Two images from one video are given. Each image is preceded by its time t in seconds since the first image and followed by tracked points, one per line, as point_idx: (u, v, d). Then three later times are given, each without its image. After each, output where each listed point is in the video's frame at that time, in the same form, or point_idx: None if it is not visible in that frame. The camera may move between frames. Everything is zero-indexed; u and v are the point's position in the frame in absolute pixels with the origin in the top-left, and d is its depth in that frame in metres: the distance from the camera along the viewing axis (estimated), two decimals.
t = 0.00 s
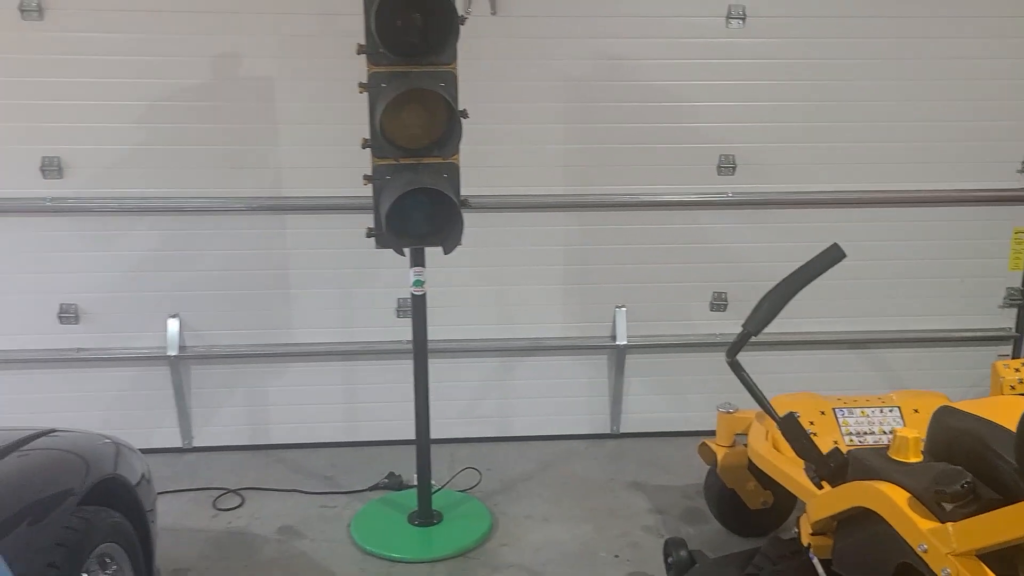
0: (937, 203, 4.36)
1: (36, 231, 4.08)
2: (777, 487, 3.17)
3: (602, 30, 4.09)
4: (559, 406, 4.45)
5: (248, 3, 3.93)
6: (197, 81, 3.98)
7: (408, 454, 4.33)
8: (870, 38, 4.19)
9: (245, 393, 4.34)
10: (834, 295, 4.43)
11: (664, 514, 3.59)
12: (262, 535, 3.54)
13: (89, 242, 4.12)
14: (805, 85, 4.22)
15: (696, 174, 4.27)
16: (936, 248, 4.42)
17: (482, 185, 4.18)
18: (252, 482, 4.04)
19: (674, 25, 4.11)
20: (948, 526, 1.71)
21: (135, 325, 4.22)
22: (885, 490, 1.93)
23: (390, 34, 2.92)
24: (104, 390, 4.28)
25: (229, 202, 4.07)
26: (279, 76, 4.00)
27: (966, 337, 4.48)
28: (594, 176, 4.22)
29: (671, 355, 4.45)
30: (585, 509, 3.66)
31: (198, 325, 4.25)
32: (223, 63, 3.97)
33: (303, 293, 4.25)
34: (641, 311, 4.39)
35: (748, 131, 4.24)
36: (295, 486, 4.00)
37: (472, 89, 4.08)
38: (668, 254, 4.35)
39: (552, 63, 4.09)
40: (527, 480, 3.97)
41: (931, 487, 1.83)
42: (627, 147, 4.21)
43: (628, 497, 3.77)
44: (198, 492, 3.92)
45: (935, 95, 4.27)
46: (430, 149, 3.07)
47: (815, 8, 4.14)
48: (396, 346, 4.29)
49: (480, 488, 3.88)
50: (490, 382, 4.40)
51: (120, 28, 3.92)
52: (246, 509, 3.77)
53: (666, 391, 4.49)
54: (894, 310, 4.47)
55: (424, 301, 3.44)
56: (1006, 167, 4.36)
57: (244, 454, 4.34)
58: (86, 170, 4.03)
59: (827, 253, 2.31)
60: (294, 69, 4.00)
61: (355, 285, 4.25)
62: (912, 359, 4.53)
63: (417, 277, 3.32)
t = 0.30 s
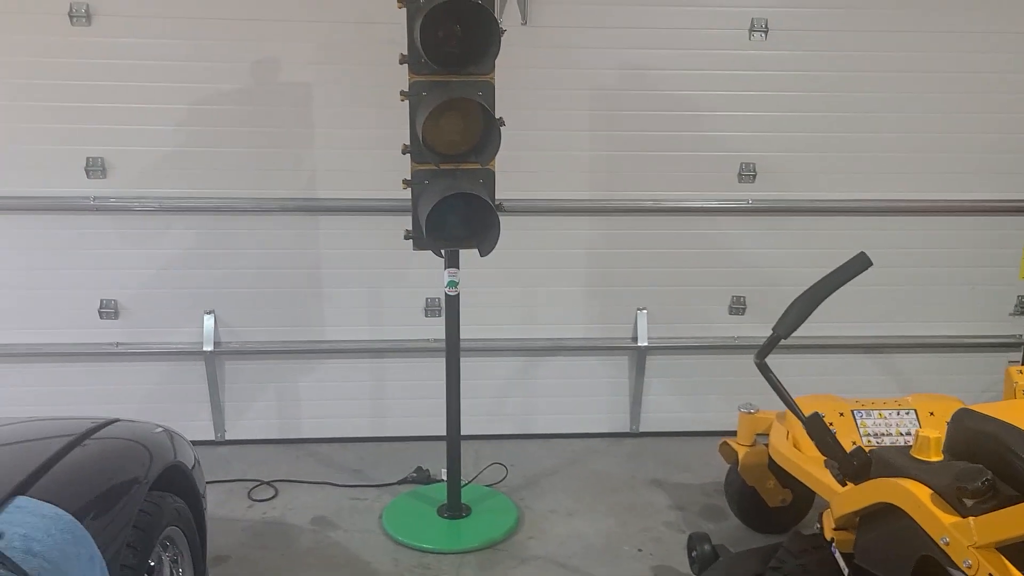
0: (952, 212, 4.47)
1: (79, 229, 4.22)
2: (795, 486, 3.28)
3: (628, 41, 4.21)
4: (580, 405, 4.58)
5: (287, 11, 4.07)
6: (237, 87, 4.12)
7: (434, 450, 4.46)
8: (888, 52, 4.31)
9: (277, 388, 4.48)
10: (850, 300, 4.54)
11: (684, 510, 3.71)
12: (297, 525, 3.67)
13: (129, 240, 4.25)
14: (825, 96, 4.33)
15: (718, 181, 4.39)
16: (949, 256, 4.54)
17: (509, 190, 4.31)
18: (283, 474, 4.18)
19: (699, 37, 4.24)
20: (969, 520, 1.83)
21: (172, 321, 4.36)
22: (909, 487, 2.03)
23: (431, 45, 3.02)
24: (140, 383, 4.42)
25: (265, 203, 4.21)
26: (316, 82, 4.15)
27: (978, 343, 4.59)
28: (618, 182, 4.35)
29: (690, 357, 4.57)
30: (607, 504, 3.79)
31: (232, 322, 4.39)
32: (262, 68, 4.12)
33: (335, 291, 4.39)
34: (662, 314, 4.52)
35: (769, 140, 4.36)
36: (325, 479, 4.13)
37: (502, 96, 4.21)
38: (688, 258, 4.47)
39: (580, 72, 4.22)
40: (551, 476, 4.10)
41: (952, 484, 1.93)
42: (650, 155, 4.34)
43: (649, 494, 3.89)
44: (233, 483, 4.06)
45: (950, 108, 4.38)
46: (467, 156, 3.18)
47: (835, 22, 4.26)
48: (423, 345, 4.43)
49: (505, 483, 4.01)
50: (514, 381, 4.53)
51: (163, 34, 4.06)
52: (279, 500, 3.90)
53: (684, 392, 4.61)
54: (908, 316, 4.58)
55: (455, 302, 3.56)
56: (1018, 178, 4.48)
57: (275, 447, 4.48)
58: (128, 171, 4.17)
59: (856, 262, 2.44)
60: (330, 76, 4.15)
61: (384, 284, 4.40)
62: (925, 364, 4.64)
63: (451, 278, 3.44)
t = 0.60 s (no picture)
0: (958, 218, 4.56)
1: (105, 230, 4.33)
2: (805, 483, 3.37)
3: (643, 49, 4.31)
4: (592, 404, 4.68)
5: (311, 18, 4.19)
6: (261, 92, 4.23)
7: (450, 447, 4.56)
8: (897, 60, 4.41)
9: (296, 386, 4.59)
10: (858, 303, 4.63)
11: (696, 507, 3.81)
12: (319, 519, 3.77)
13: (154, 241, 4.36)
14: (835, 103, 4.43)
15: (729, 187, 4.49)
16: (955, 261, 4.63)
17: (525, 193, 4.41)
18: (304, 470, 4.28)
19: (712, 45, 4.34)
20: (977, 513, 1.91)
21: (195, 320, 4.46)
22: (920, 483, 2.11)
23: (455, 53, 3.10)
24: (164, 381, 4.52)
25: (287, 206, 4.32)
26: (338, 88, 4.26)
27: (982, 346, 4.68)
28: (631, 187, 4.45)
29: (700, 358, 4.68)
30: (621, 501, 3.89)
31: (254, 321, 4.49)
32: (286, 74, 4.23)
33: (355, 292, 4.50)
34: (673, 315, 4.62)
35: (779, 146, 4.46)
36: (345, 474, 4.24)
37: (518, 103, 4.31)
38: (699, 261, 4.57)
39: (596, 79, 4.32)
40: (565, 473, 4.20)
41: (960, 479, 2.00)
42: (663, 160, 4.44)
43: (661, 491, 3.99)
44: (255, 478, 4.17)
45: (957, 115, 4.48)
46: (490, 161, 3.25)
47: (845, 30, 4.36)
48: (440, 344, 4.54)
49: (521, 480, 4.11)
50: (528, 381, 4.63)
51: (189, 39, 4.16)
52: (301, 495, 4.00)
53: (695, 392, 4.71)
54: (914, 319, 4.68)
55: (475, 303, 3.66)
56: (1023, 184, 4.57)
57: (294, 443, 4.59)
58: (154, 173, 4.28)
59: (868, 265, 2.55)
60: (352, 82, 4.26)
61: (403, 285, 4.51)
62: (931, 366, 4.74)
63: (472, 280, 3.55)
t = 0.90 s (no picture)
0: (984, 231, 4.57)
1: (147, 233, 4.50)
2: (825, 491, 3.40)
3: (670, 61, 4.40)
4: (616, 410, 4.75)
5: (348, 31, 4.34)
6: (299, 102, 4.39)
7: (475, 450, 4.66)
8: (923, 74, 4.45)
9: (327, 387, 4.73)
10: (884, 315, 4.64)
11: (717, 513, 3.86)
12: (348, 516, 3.90)
13: (194, 244, 4.52)
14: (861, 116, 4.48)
15: (754, 198, 4.55)
16: (982, 273, 4.63)
17: (552, 202, 4.51)
18: (334, 468, 4.41)
19: (738, 58, 4.41)
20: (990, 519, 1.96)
21: (232, 321, 4.62)
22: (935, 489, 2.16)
23: (488, 66, 3.20)
24: (201, 379, 4.68)
25: (322, 212, 4.47)
26: (373, 98, 4.40)
27: (1009, 359, 4.67)
28: (657, 197, 4.53)
29: (723, 367, 4.73)
30: (643, 506, 3.95)
31: (288, 323, 4.64)
32: (323, 85, 4.38)
33: (385, 296, 4.64)
34: (698, 324, 4.68)
35: (804, 158, 4.51)
36: (373, 474, 4.36)
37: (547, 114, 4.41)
38: (724, 270, 4.63)
39: (623, 92, 4.41)
40: (588, 477, 4.27)
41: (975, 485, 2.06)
42: (689, 171, 4.51)
43: (683, 496, 4.05)
44: (287, 476, 4.30)
45: (983, 129, 4.50)
46: (519, 171, 3.35)
47: (872, 45, 4.41)
48: (467, 348, 4.65)
49: (544, 483, 4.20)
50: (553, 386, 4.71)
51: (231, 51, 4.33)
52: (331, 493, 4.13)
53: (718, 400, 4.76)
54: (940, 332, 4.68)
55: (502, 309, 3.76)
56: None
57: (324, 443, 4.72)
58: (195, 179, 4.45)
59: (888, 274, 2.57)
60: (386, 92, 4.40)
61: (432, 290, 4.64)
62: (956, 378, 4.73)
63: (500, 286, 3.65)
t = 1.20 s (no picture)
0: None
1: (201, 227, 4.74)
2: (854, 491, 3.42)
3: (708, 65, 4.45)
4: (649, 409, 4.82)
5: (394, 35, 4.51)
6: (346, 102, 4.58)
7: (509, 443, 4.78)
8: (965, 79, 4.43)
9: (368, 378, 4.90)
10: (921, 319, 4.64)
11: (746, 510, 3.90)
12: (384, 501, 4.01)
13: (245, 239, 4.75)
14: (900, 120, 4.49)
15: (791, 200, 4.58)
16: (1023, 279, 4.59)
17: (589, 201, 4.60)
18: (372, 456, 4.57)
19: (777, 62, 4.45)
20: (1003, 512, 2.04)
21: (280, 313, 4.83)
22: (952, 483, 2.23)
23: (525, 69, 3.32)
24: (249, 368, 4.91)
25: (367, 209, 4.65)
26: (417, 99, 4.57)
27: None
28: (693, 198, 4.59)
29: (757, 368, 4.75)
30: (672, 501, 4.00)
31: (332, 316, 4.83)
32: (370, 86, 4.56)
33: (425, 291, 4.79)
34: (732, 324, 4.71)
35: (841, 162, 4.54)
36: (410, 462, 4.50)
37: (586, 115, 4.51)
38: (759, 272, 4.66)
39: (661, 94, 4.49)
40: (619, 472, 4.35)
41: (991, 480, 2.14)
42: (726, 173, 4.56)
43: (713, 494, 4.09)
44: (327, 461, 4.48)
45: None
46: (554, 169, 3.46)
47: (912, 50, 4.41)
48: (503, 343, 4.78)
49: (575, 476, 4.28)
50: (586, 382, 4.80)
51: (284, 53, 4.54)
52: (369, 479, 4.27)
53: (751, 400, 4.79)
54: (978, 337, 4.66)
55: (536, 304, 3.87)
56: None
57: (364, 432, 4.89)
58: (247, 177, 4.67)
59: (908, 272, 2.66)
60: (430, 94, 4.56)
61: (471, 286, 4.78)
62: (992, 384, 4.71)
63: (534, 281, 3.76)
